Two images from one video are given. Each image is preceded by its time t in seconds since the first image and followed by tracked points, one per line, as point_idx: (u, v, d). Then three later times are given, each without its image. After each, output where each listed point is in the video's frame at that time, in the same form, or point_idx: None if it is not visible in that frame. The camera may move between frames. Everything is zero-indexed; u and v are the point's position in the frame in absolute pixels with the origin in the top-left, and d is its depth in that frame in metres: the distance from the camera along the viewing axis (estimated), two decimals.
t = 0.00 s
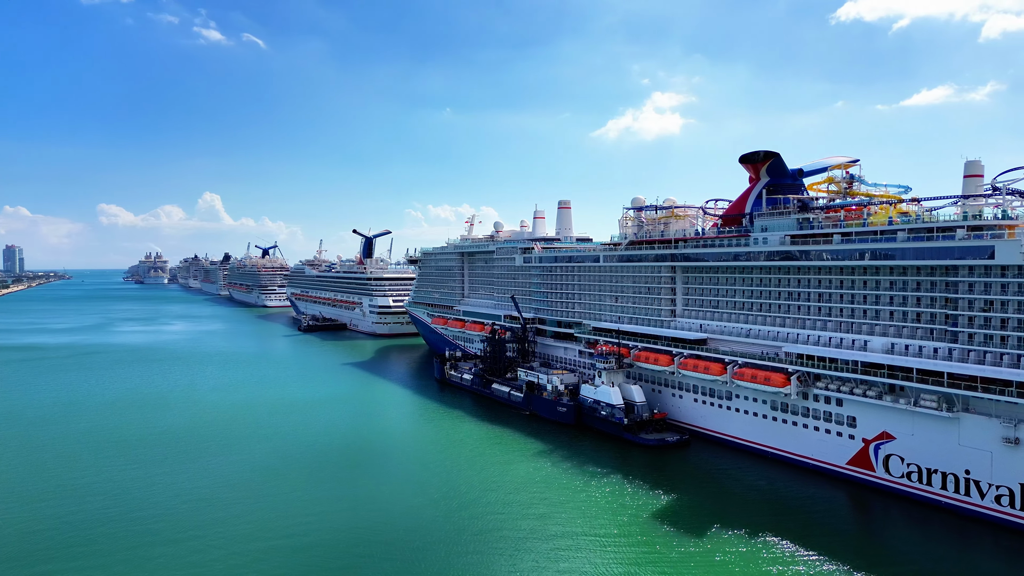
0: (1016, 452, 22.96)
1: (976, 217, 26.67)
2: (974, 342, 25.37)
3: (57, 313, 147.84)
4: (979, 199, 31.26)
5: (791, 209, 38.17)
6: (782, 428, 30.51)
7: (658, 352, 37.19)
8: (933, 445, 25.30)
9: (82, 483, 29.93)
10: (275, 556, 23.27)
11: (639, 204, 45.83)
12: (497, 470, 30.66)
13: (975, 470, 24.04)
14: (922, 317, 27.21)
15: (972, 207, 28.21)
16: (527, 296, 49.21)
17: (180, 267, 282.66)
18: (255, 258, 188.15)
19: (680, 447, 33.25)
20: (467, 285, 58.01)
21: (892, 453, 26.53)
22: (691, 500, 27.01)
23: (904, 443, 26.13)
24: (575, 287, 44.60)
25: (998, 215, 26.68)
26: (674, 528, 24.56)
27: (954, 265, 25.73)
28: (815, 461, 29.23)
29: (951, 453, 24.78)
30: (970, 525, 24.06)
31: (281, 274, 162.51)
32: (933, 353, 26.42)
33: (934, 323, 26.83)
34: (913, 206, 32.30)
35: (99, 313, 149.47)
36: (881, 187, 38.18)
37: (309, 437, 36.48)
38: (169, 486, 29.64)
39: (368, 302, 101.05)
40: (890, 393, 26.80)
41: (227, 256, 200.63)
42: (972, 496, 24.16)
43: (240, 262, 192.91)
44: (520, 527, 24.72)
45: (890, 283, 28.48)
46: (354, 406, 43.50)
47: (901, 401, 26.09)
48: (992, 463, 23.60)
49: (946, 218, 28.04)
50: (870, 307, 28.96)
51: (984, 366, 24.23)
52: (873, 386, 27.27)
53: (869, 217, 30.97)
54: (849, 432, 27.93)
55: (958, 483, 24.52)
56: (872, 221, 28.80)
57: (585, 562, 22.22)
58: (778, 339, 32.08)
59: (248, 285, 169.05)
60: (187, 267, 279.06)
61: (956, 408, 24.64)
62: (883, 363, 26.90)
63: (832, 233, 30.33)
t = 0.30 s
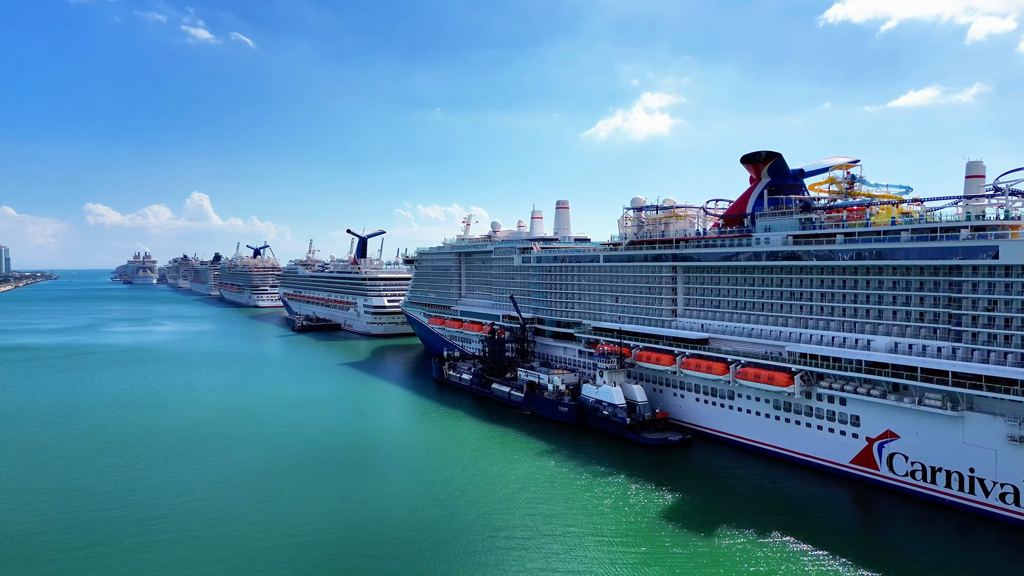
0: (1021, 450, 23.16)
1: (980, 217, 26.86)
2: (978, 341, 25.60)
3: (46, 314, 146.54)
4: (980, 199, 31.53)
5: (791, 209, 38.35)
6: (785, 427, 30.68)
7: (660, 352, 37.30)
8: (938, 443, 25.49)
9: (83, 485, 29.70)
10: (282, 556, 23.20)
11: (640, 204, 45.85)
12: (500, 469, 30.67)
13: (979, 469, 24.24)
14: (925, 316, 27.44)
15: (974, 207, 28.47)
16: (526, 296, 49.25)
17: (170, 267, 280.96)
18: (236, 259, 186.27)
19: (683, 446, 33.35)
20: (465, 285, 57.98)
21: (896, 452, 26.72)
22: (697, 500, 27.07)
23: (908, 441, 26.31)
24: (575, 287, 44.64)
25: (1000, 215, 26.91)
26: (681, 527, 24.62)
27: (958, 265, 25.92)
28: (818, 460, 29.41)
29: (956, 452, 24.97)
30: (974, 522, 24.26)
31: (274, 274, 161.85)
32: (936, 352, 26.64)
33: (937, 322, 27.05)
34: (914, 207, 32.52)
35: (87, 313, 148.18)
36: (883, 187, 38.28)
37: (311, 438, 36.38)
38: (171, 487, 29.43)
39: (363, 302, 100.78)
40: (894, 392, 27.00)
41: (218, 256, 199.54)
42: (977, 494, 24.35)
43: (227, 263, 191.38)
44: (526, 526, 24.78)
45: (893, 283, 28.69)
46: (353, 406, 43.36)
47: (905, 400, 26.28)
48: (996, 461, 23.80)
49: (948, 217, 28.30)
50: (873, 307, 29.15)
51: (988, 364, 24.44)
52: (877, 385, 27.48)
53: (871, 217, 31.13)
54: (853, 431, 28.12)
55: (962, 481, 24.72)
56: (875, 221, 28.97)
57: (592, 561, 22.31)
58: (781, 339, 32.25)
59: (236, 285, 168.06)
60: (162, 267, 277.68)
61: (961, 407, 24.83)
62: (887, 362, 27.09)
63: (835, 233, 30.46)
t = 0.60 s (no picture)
0: None
1: (983, 218, 27.04)
2: (981, 340, 25.82)
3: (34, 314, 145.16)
4: (980, 199, 31.74)
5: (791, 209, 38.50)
6: (788, 426, 30.84)
7: (661, 351, 37.39)
8: (943, 442, 25.66)
9: (84, 486, 29.50)
10: (288, 557, 23.14)
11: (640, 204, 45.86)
12: (503, 468, 30.68)
13: (984, 467, 24.44)
14: (929, 315, 27.64)
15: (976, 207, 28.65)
16: (525, 296, 49.21)
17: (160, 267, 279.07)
18: (229, 258, 185.48)
19: (686, 446, 33.44)
20: (462, 285, 57.92)
21: (901, 450, 26.89)
22: (702, 499, 27.12)
23: (913, 440, 26.48)
24: (575, 287, 44.66)
25: (1002, 216, 27.07)
26: (688, 527, 24.66)
27: (962, 265, 26.09)
28: (822, 458, 29.58)
29: (960, 450, 25.16)
30: (980, 520, 24.44)
31: (266, 274, 161.02)
32: (940, 351, 26.85)
33: (941, 321, 27.25)
34: (915, 207, 32.73)
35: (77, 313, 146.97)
36: (885, 187, 38.29)
37: (312, 438, 36.24)
38: (172, 488, 29.26)
39: (358, 302, 100.52)
40: (898, 391, 27.19)
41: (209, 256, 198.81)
42: (981, 491, 24.55)
43: (218, 263, 190.33)
44: (533, 525, 24.82)
45: (896, 282, 28.87)
46: (353, 406, 43.19)
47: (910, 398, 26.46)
48: (1002, 459, 23.99)
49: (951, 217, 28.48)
50: (876, 306, 29.31)
51: (993, 363, 24.64)
52: (881, 384, 27.66)
53: (874, 218, 31.21)
54: (857, 430, 28.29)
55: (967, 479, 24.91)
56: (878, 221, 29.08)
57: (599, 559, 22.38)
58: (784, 338, 32.40)
59: (228, 285, 167.25)
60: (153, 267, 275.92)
61: (965, 405, 25.03)
62: (891, 361, 27.27)
63: (838, 232, 30.52)
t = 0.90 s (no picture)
0: None
1: (986, 219, 27.28)
2: (985, 339, 26.03)
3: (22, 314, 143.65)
4: (980, 199, 31.98)
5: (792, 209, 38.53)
6: (791, 425, 31.02)
7: (663, 351, 37.49)
8: (946, 440, 25.85)
9: (86, 487, 29.29)
10: (296, 557, 23.08)
11: (640, 204, 45.86)
12: (507, 467, 30.70)
13: (988, 464, 24.65)
14: (932, 315, 27.84)
15: (977, 207, 28.87)
16: (524, 296, 49.21)
17: (151, 267, 277.01)
18: (220, 259, 184.32)
19: (688, 445, 33.55)
20: (460, 284, 57.85)
21: (904, 449, 27.08)
22: (707, 498, 27.19)
23: (917, 438, 26.67)
24: (574, 287, 44.68)
25: (1005, 216, 27.28)
26: (695, 526, 24.71)
27: (966, 264, 26.28)
28: (825, 457, 29.76)
29: (964, 448, 25.37)
30: (984, 517, 24.65)
31: (258, 274, 160.35)
32: (944, 350, 27.06)
33: (944, 320, 27.47)
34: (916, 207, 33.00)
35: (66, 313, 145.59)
36: (886, 188, 38.37)
37: (313, 438, 36.09)
38: (175, 489, 29.08)
39: (353, 302, 100.21)
40: (902, 390, 27.37)
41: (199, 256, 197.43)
42: (985, 489, 24.77)
43: (210, 263, 189.19)
44: (540, 524, 24.87)
45: (899, 281, 29.06)
46: (352, 406, 43.06)
47: (914, 397, 26.64)
48: (1006, 457, 24.19)
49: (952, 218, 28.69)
50: (879, 306, 29.49)
51: (997, 362, 24.85)
52: (885, 383, 27.83)
53: (876, 219, 31.40)
54: (860, 429, 28.47)
55: (971, 477, 25.12)
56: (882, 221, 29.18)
57: (607, 557, 22.47)
58: (787, 338, 32.56)
59: (220, 285, 166.26)
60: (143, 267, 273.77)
61: (970, 404, 25.21)
62: (895, 360, 27.45)
63: (841, 233, 30.58)
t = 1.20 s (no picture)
0: None
1: (989, 219, 27.60)
2: (988, 338, 26.24)
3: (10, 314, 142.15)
4: (981, 199, 32.17)
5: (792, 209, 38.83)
6: (794, 424, 31.17)
7: (664, 350, 37.58)
8: (950, 439, 26.05)
9: (86, 488, 29.08)
10: (304, 556, 23.04)
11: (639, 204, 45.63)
12: (510, 467, 30.69)
13: (992, 462, 24.87)
14: (935, 314, 28.08)
15: (981, 207, 29.05)
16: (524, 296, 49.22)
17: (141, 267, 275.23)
18: (212, 258, 183.52)
19: (691, 444, 33.64)
20: (457, 284, 57.80)
21: (908, 447, 27.28)
22: (712, 497, 27.26)
23: (920, 437, 26.87)
24: (574, 287, 44.73)
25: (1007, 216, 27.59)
26: (702, 525, 24.77)
27: (970, 264, 26.49)
28: (828, 456, 29.95)
29: (968, 446, 25.57)
30: (987, 515, 24.85)
31: (250, 274, 159.50)
32: (948, 349, 27.28)
33: (947, 320, 27.70)
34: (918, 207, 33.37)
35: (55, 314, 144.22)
36: (886, 188, 38.54)
37: (314, 438, 35.94)
38: (177, 490, 28.89)
39: (348, 302, 99.89)
40: (906, 388, 27.55)
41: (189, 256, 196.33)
42: (989, 487, 24.97)
43: (200, 263, 188.13)
44: (547, 523, 24.88)
45: (902, 281, 29.28)
46: (352, 406, 42.94)
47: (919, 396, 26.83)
48: (1009, 455, 24.40)
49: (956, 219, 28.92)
50: (882, 305, 29.68)
51: (1001, 361, 25.05)
52: (888, 382, 28.01)
53: (878, 219, 31.67)
54: (863, 427, 28.64)
55: (975, 475, 25.32)
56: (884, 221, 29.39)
57: (615, 556, 22.51)
58: (790, 337, 32.75)
59: (212, 285, 165.32)
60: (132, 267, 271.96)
61: (974, 402, 25.40)
62: (899, 359, 27.64)
63: (845, 232, 30.76)
